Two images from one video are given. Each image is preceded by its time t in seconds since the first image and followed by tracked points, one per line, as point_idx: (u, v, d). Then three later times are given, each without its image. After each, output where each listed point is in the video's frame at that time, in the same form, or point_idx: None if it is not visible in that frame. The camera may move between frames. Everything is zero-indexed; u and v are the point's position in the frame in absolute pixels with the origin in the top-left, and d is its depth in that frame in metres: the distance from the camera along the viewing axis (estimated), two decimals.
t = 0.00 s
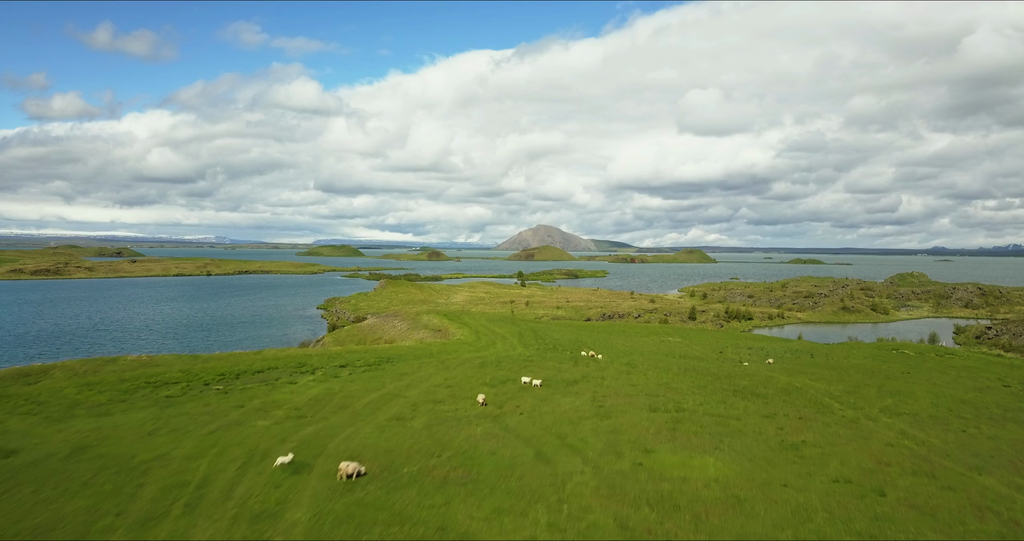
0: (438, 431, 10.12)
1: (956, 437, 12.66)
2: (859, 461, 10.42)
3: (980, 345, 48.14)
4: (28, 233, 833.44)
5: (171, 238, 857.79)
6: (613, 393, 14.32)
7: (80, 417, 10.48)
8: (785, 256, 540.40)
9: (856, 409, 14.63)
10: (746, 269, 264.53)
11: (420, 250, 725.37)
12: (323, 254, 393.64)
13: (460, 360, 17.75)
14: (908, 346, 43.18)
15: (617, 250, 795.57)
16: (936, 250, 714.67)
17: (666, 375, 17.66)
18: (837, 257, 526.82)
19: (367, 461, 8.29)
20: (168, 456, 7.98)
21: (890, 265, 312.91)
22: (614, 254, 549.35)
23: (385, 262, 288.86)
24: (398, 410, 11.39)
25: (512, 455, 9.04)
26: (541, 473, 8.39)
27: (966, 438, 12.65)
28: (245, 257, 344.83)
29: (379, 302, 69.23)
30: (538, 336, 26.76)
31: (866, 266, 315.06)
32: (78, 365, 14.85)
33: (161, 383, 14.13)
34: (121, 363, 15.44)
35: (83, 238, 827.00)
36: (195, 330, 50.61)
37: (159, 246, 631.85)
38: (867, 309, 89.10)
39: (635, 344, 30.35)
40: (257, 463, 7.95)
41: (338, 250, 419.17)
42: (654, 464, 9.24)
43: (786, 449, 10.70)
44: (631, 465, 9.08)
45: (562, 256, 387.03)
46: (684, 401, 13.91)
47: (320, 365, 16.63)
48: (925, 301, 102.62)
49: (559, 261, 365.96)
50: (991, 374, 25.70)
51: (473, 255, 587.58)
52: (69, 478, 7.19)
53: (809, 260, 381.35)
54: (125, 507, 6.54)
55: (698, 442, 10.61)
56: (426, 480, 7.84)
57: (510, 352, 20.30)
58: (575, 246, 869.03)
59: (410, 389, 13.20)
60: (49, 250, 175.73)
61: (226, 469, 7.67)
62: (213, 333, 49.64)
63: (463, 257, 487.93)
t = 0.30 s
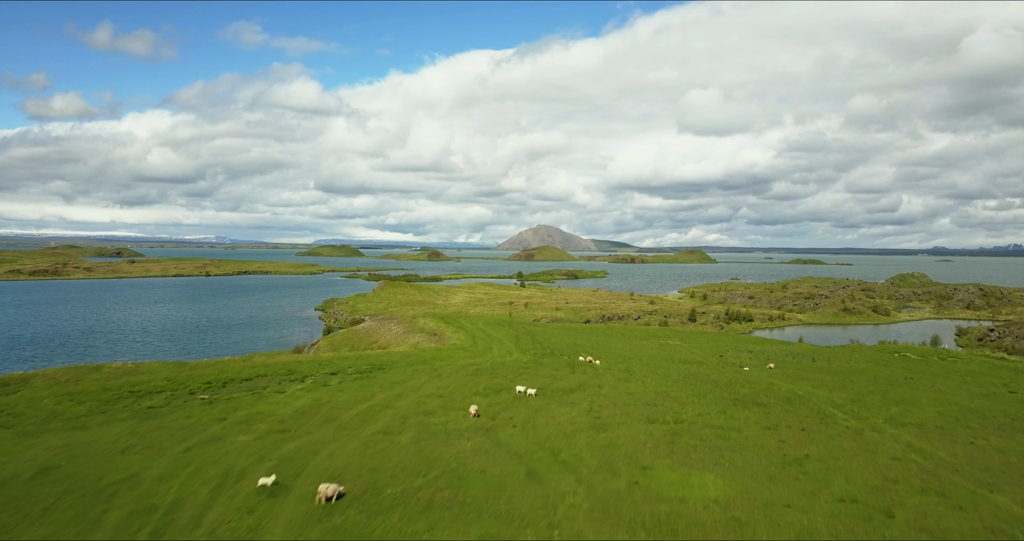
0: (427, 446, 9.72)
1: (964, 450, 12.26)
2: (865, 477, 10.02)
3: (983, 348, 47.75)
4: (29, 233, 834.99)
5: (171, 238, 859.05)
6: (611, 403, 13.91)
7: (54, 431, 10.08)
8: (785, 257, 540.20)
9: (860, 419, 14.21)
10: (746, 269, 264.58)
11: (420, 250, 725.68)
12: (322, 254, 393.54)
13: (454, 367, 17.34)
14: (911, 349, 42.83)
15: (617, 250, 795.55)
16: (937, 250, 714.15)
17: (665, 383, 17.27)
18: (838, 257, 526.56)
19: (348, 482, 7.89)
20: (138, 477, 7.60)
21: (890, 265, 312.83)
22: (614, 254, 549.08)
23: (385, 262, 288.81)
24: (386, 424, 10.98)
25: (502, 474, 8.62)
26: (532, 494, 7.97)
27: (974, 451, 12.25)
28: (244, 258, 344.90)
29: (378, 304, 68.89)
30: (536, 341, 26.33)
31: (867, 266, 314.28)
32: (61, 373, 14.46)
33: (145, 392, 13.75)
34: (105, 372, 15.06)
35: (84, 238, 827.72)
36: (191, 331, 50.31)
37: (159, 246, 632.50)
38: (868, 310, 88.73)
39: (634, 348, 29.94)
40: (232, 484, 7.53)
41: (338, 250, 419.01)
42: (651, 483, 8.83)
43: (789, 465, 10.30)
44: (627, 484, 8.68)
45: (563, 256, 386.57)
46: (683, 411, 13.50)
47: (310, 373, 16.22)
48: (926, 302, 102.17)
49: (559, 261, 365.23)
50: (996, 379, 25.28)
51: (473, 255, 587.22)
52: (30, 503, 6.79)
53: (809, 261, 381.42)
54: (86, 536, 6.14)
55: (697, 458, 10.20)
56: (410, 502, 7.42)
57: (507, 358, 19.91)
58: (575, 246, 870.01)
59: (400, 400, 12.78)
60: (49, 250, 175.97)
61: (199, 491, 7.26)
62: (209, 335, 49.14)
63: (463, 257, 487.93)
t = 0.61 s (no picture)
0: (411, 467, 9.24)
1: (974, 466, 11.80)
2: (873, 498, 9.54)
3: (986, 351, 47.33)
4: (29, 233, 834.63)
5: (171, 238, 858.91)
6: (607, 416, 13.43)
7: (21, 451, 9.63)
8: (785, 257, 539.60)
9: (865, 432, 13.74)
10: (746, 270, 264.53)
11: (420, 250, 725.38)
12: (322, 254, 393.05)
13: (446, 375, 16.85)
14: (913, 353, 42.41)
15: (617, 251, 795.26)
16: (937, 250, 713.50)
17: (664, 392, 16.80)
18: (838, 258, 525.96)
19: (323, 509, 7.44)
20: (100, 505, 7.14)
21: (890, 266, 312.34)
22: (614, 254, 548.68)
23: (385, 262, 289.28)
24: (371, 441, 10.49)
25: (490, 499, 8.14)
26: (520, 522, 7.50)
27: (984, 467, 11.78)
28: (244, 258, 344.54)
29: (376, 305, 68.52)
30: (532, 346, 25.84)
31: (868, 266, 313.90)
32: (39, 384, 14.02)
33: (124, 404, 13.28)
34: (85, 382, 14.58)
35: (84, 238, 827.82)
36: (188, 333, 50.14)
37: (159, 246, 632.50)
38: (869, 312, 88.25)
39: (633, 353, 29.45)
40: (198, 514, 7.04)
41: (338, 250, 418.77)
42: (648, 508, 8.36)
43: (792, 485, 9.82)
44: (622, 509, 8.22)
45: (563, 256, 386.08)
46: (682, 425, 13.02)
47: (297, 382, 15.73)
48: (928, 303, 101.71)
49: (560, 261, 364.73)
50: (1002, 385, 24.80)
51: (473, 255, 586.74)
52: None
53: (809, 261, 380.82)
54: None
55: (696, 478, 9.72)
56: (388, 533, 6.95)
57: (502, 366, 19.45)
58: (575, 246, 869.91)
59: (389, 414, 12.31)
60: (47, 250, 175.72)
61: (162, 522, 6.78)
62: (204, 337, 48.45)
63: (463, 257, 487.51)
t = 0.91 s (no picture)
0: (397, 486, 8.82)
1: (985, 482, 11.36)
2: (880, 519, 9.13)
3: (989, 354, 46.85)
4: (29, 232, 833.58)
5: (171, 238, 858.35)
6: (604, 428, 13.01)
7: None
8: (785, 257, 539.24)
9: (870, 445, 13.33)
10: (745, 270, 264.53)
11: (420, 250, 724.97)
12: (322, 254, 392.77)
13: (440, 383, 16.41)
14: (916, 356, 42.03)
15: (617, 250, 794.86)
16: (937, 250, 713.15)
17: (663, 400, 16.44)
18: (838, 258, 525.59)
19: (301, 536, 7.02)
20: (63, 533, 6.72)
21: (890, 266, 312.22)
22: (615, 254, 548.24)
23: (385, 262, 289.06)
24: (357, 457, 10.06)
25: (478, 522, 7.74)
26: None
27: (994, 483, 11.36)
28: (244, 258, 344.20)
29: (374, 307, 68.25)
30: (530, 350, 25.49)
31: (869, 266, 313.10)
32: (19, 395, 13.59)
33: (106, 415, 12.78)
34: (66, 393, 14.09)
35: (83, 237, 826.54)
36: (186, 333, 50.12)
37: (159, 246, 632.08)
38: (871, 313, 87.92)
39: (632, 357, 29.01)
40: None
41: (337, 250, 418.90)
42: (644, 531, 7.96)
43: (796, 504, 9.41)
44: (617, 533, 7.80)
45: (563, 256, 385.60)
46: (681, 438, 12.61)
47: (286, 391, 15.25)
48: (929, 304, 101.29)
49: (560, 262, 364.04)
50: (1008, 392, 24.35)
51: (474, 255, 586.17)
52: None
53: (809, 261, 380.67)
54: None
55: (696, 497, 9.30)
56: None
57: (498, 373, 19.08)
58: (575, 246, 869.96)
59: (378, 426, 11.88)
60: (46, 250, 175.37)
61: None
62: (200, 340, 47.78)
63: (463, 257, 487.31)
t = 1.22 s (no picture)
0: (380, 509, 8.38)
1: (996, 499, 10.93)
2: None
3: (992, 357, 46.39)
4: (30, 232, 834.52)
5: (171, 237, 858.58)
6: (601, 441, 12.60)
7: None
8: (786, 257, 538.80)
9: (876, 459, 12.90)
10: (746, 270, 264.51)
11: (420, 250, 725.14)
12: (322, 254, 392.37)
13: (433, 392, 15.98)
14: (918, 360, 41.61)
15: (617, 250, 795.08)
16: (938, 250, 712.64)
17: (662, 410, 16.03)
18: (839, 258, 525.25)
19: None
20: None
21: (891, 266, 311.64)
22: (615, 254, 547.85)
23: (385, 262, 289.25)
24: (342, 476, 9.61)
25: None
26: None
27: (1006, 500, 10.92)
28: (244, 258, 343.71)
29: (373, 308, 67.89)
30: (527, 355, 25.09)
31: (869, 266, 312.82)
32: None
33: (86, 427, 12.32)
34: (46, 403, 13.66)
35: (84, 237, 827.53)
36: (182, 335, 49.40)
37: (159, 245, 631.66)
38: (872, 314, 87.56)
39: (631, 362, 28.56)
40: None
41: (337, 250, 418.44)
42: None
43: (800, 525, 8.98)
44: None
45: (563, 256, 385.29)
46: (680, 451, 12.17)
47: (275, 400, 14.76)
48: (931, 305, 100.90)
49: (560, 262, 363.63)
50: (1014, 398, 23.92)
51: (474, 255, 585.75)
52: None
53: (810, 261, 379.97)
54: None
55: (695, 518, 8.87)
56: None
57: (493, 380, 18.68)
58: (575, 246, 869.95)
59: (366, 440, 11.45)
60: (45, 250, 174.72)
61: None
62: (195, 341, 47.12)
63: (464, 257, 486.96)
